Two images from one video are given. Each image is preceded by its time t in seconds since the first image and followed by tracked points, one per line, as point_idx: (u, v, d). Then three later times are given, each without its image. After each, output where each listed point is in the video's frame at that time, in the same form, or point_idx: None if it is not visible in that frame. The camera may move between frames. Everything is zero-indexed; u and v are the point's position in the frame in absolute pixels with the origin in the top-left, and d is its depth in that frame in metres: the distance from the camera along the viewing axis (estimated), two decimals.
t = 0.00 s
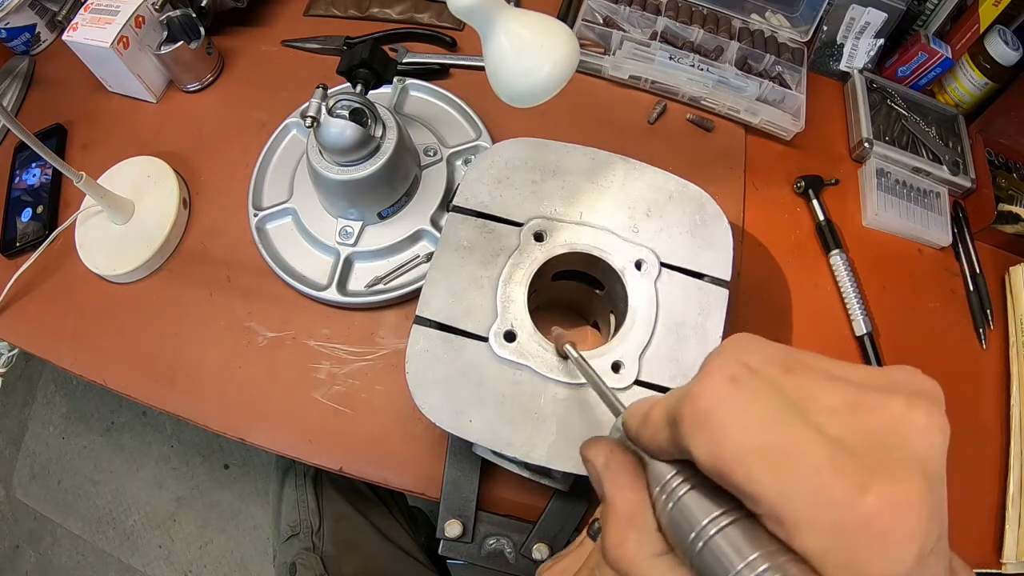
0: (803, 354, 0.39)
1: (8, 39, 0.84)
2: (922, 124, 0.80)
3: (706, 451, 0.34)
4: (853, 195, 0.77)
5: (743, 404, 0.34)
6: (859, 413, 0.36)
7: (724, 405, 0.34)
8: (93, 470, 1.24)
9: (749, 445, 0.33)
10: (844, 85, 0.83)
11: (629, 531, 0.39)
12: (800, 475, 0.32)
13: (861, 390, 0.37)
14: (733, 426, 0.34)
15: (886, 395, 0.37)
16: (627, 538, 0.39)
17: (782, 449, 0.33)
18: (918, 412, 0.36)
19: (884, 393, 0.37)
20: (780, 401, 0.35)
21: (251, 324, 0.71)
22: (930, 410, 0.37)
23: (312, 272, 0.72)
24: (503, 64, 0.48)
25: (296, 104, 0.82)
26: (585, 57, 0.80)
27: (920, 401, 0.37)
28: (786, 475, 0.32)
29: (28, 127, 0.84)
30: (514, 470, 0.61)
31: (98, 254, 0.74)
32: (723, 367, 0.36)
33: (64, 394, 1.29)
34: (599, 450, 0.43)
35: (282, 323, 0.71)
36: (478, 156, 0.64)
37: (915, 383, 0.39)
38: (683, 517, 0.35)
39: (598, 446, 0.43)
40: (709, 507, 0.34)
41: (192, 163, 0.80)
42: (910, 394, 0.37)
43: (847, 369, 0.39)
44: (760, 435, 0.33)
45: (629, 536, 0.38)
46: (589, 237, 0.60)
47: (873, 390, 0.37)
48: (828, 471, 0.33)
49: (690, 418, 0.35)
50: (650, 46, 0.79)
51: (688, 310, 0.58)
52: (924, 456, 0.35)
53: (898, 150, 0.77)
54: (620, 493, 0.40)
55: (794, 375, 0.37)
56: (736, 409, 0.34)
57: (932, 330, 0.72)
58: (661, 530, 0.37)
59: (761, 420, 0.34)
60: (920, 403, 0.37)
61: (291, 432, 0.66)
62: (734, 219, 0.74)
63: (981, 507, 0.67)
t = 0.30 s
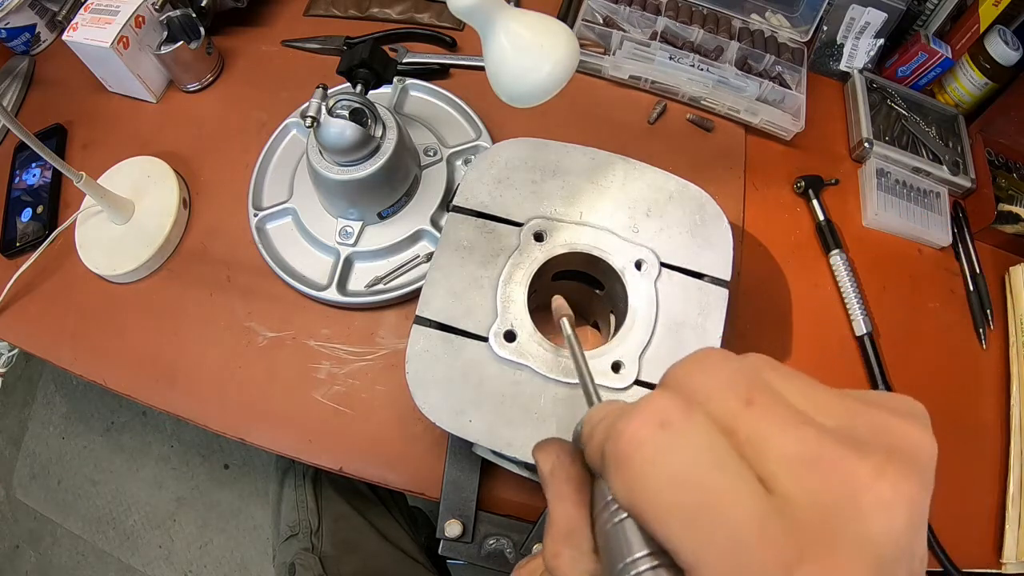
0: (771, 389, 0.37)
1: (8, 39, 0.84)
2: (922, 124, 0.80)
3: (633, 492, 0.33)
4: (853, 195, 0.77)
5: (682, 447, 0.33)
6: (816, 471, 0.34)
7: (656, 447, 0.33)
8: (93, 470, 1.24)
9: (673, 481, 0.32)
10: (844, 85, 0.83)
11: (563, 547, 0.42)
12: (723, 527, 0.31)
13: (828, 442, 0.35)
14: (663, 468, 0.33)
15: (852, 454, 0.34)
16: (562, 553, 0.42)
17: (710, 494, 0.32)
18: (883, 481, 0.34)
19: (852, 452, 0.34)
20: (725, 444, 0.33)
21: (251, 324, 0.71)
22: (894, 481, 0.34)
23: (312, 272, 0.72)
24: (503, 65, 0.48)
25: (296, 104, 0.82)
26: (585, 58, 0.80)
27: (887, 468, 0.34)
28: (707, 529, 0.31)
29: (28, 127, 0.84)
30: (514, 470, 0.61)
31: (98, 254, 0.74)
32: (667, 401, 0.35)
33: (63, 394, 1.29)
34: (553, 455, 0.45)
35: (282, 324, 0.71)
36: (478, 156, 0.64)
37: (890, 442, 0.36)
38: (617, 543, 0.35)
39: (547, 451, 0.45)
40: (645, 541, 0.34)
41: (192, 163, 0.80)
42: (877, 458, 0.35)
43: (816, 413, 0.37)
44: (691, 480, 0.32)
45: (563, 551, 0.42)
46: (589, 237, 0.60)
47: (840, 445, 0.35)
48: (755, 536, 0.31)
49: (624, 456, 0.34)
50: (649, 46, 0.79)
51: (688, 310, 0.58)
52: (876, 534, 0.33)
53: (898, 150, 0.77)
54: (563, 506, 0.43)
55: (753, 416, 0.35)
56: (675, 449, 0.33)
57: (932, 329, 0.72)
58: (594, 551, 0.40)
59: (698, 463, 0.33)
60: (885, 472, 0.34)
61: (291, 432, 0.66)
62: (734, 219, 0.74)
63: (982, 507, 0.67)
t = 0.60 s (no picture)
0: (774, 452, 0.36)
1: (8, 39, 0.84)
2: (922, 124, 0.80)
3: (622, 563, 0.35)
4: (853, 195, 0.77)
5: (667, 528, 0.34)
6: (799, 548, 0.34)
7: (641, 525, 0.34)
8: (93, 470, 1.24)
9: (656, 561, 0.33)
10: (844, 85, 0.83)
11: None
12: None
13: (818, 520, 0.34)
14: (646, 547, 0.34)
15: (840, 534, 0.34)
16: None
17: (691, 575, 0.33)
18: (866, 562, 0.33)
19: (841, 532, 0.34)
20: (709, 522, 0.34)
21: (251, 324, 0.71)
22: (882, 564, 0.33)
23: (312, 272, 0.72)
24: (502, 65, 0.48)
25: (296, 104, 0.82)
26: (585, 58, 0.80)
27: (874, 553, 0.33)
28: None
29: (28, 127, 0.84)
30: (514, 470, 0.61)
31: (98, 254, 0.74)
32: (657, 476, 0.35)
33: (63, 394, 1.29)
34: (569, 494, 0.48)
35: (281, 324, 0.71)
36: (478, 156, 0.64)
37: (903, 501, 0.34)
38: None
39: (564, 493, 0.48)
40: None
41: (192, 163, 0.80)
42: (865, 540, 0.34)
43: (816, 481, 0.36)
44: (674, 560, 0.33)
45: None
46: (589, 237, 0.60)
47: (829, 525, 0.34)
48: None
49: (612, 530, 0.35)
50: (650, 46, 0.79)
51: (688, 310, 0.58)
52: None
53: (898, 150, 0.77)
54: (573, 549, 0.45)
55: (747, 489, 0.35)
56: (659, 529, 0.34)
57: (932, 330, 0.72)
58: None
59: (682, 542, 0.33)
60: (870, 556, 0.33)
61: (290, 433, 0.66)
62: (734, 219, 0.74)
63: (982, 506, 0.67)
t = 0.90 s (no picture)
0: (728, 466, 0.37)
1: (8, 38, 0.84)
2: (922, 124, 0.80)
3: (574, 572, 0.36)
4: (853, 195, 0.77)
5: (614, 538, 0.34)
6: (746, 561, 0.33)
7: (586, 531, 0.35)
8: (93, 470, 1.24)
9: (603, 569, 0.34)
10: (844, 85, 0.83)
11: None
12: None
13: (765, 532, 0.34)
14: (595, 555, 0.35)
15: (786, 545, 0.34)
16: None
17: None
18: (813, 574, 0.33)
19: (785, 545, 0.34)
20: (656, 533, 0.34)
21: (251, 324, 0.71)
22: None
23: (312, 272, 0.72)
24: (503, 65, 0.48)
25: (296, 104, 0.82)
26: (585, 57, 0.80)
27: (820, 566, 0.33)
28: None
29: (28, 127, 0.84)
30: (514, 470, 0.61)
31: (98, 254, 0.74)
32: (604, 487, 0.36)
33: (63, 394, 1.29)
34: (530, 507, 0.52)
35: (281, 324, 0.71)
36: (478, 156, 0.64)
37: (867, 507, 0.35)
38: None
39: (527, 505, 0.52)
40: None
41: (192, 162, 0.80)
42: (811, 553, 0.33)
43: (768, 493, 0.36)
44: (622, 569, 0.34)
45: None
46: (589, 237, 0.60)
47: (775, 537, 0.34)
48: None
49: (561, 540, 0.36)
50: (650, 46, 0.79)
51: (688, 310, 0.58)
52: None
53: (898, 150, 0.77)
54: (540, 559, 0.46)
55: (695, 502, 0.35)
56: (607, 538, 0.34)
57: (932, 329, 0.72)
58: None
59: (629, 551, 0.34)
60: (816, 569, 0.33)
61: (290, 433, 0.66)
62: (735, 219, 0.74)
63: (982, 506, 0.67)
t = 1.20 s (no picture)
0: (691, 435, 0.37)
1: (8, 38, 0.84)
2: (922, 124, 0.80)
3: (530, 526, 0.36)
4: (853, 195, 0.77)
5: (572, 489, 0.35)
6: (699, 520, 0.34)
7: (543, 485, 0.35)
8: (93, 470, 1.24)
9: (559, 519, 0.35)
10: (843, 85, 0.83)
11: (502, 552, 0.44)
12: (594, 565, 0.33)
13: (723, 495, 0.34)
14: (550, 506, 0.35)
15: (742, 505, 0.34)
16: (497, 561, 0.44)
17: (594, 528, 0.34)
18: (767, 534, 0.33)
19: (740, 504, 0.34)
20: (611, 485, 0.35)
21: (251, 324, 0.71)
22: (783, 538, 0.33)
23: (312, 272, 0.72)
24: (502, 66, 0.48)
25: (295, 104, 0.82)
26: (585, 57, 0.80)
27: (776, 525, 0.33)
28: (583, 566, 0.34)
29: (28, 127, 0.84)
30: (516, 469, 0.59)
31: (98, 254, 0.74)
32: (564, 442, 0.36)
33: (63, 394, 1.29)
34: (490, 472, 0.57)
35: (282, 324, 0.71)
36: (478, 156, 0.64)
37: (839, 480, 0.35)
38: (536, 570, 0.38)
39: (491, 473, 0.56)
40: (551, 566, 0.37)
41: (192, 162, 0.80)
42: (768, 514, 0.34)
43: (730, 462, 0.37)
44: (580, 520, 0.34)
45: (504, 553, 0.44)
46: (589, 237, 0.60)
47: (732, 499, 0.34)
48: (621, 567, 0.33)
49: (517, 495, 0.36)
50: (650, 46, 0.79)
51: (688, 310, 0.58)
52: None
53: (898, 150, 0.77)
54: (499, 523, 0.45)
55: (655, 464, 0.36)
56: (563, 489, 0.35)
57: (933, 329, 0.72)
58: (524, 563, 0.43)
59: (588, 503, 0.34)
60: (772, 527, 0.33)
61: (290, 433, 0.66)
62: (735, 219, 0.74)
63: (982, 506, 0.67)
